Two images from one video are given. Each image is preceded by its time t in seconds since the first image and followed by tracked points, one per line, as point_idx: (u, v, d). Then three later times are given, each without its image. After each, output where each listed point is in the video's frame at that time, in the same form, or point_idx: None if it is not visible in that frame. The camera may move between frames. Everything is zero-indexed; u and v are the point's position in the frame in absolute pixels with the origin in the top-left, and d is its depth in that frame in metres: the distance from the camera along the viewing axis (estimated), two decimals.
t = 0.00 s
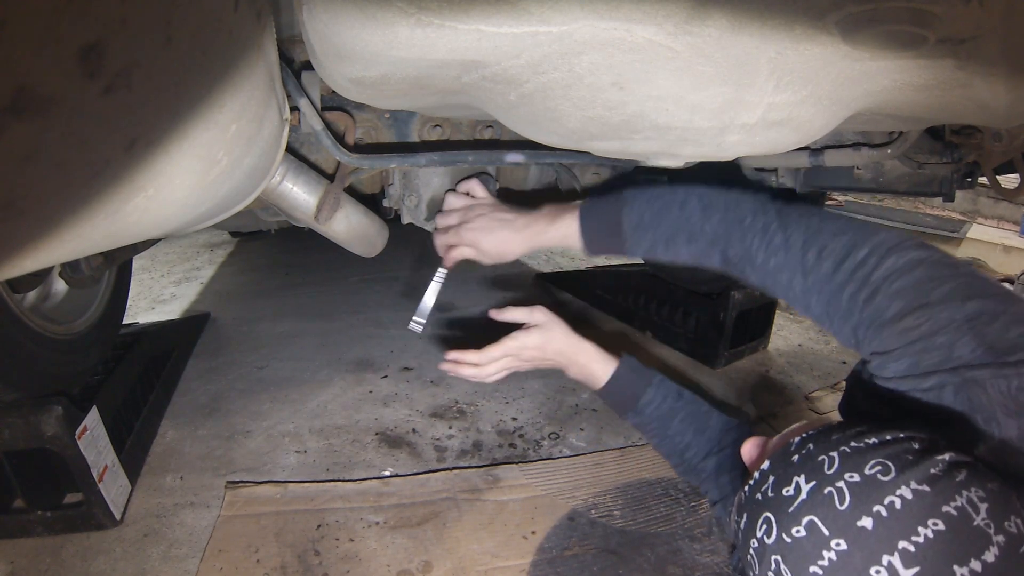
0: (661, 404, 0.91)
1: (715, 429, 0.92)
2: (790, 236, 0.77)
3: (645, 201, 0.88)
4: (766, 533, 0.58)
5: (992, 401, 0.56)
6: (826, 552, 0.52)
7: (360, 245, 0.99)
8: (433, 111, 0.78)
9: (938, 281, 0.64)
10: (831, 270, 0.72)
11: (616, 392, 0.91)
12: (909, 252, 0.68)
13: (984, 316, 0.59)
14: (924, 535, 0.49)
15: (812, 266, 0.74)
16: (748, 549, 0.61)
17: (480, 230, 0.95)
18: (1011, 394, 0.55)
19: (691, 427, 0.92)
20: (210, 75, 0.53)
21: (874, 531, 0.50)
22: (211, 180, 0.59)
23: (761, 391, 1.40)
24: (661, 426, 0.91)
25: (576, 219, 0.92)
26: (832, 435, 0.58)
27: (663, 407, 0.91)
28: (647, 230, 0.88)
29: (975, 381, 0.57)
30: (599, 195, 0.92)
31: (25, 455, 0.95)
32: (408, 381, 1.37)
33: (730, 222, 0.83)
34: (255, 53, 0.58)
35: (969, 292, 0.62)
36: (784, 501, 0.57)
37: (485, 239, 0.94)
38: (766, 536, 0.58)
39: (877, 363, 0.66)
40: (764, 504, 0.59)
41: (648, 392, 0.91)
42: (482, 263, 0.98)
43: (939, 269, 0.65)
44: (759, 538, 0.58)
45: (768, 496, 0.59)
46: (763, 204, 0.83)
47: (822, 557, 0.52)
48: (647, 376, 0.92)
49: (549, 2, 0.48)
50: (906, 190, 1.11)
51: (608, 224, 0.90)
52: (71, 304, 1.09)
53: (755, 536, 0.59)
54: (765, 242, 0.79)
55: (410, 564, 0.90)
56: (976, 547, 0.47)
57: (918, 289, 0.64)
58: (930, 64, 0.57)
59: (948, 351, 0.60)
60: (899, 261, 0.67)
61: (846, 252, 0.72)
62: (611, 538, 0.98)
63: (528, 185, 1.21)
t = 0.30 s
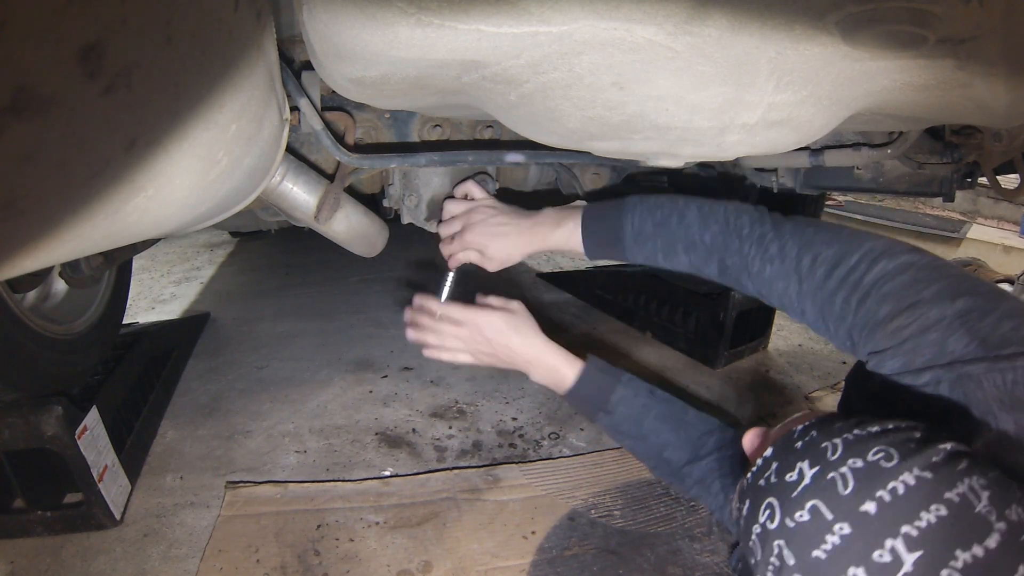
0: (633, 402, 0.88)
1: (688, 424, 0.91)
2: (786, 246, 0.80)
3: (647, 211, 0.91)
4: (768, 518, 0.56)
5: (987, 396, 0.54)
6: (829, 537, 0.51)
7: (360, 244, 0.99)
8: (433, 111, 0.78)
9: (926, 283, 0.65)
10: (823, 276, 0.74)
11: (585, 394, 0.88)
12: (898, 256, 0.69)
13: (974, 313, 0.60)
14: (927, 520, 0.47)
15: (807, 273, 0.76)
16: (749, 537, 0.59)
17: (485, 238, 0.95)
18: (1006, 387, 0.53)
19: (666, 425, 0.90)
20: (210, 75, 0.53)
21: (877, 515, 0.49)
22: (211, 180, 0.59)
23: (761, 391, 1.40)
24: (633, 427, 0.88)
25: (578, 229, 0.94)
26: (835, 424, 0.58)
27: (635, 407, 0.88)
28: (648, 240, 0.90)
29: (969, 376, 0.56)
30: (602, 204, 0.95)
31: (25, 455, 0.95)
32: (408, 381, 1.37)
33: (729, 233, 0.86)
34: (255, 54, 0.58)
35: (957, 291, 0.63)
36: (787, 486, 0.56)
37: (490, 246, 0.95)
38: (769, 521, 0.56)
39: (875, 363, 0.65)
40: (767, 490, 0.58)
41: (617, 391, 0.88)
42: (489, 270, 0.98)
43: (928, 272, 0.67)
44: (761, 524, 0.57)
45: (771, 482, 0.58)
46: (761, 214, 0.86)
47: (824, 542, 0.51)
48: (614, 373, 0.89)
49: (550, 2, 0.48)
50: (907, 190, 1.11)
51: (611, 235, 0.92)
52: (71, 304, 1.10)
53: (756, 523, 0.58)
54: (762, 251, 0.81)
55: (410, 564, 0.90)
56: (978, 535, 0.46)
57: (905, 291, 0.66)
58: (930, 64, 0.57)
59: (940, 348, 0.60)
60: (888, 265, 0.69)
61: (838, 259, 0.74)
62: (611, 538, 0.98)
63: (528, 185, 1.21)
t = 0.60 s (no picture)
0: (662, 389, 0.90)
1: (711, 420, 0.91)
2: (801, 225, 0.77)
3: (661, 187, 0.90)
4: (775, 523, 0.57)
5: (992, 395, 0.55)
6: (840, 542, 0.51)
7: (360, 245, 0.99)
8: (433, 111, 0.78)
9: (940, 274, 0.64)
10: (836, 258, 0.72)
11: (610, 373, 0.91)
12: (914, 244, 0.68)
13: (983, 308, 0.59)
14: (939, 524, 0.48)
15: (819, 254, 0.74)
16: (755, 541, 0.60)
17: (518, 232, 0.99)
18: (1009, 386, 0.54)
19: (690, 417, 0.91)
20: (210, 74, 0.53)
21: (889, 519, 0.49)
22: (211, 180, 0.59)
23: (761, 391, 1.40)
24: (660, 413, 0.91)
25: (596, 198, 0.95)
26: (843, 425, 0.57)
27: (663, 394, 0.90)
28: (660, 216, 0.90)
29: (973, 373, 0.57)
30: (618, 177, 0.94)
31: (25, 455, 0.95)
32: (408, 381, 1.37)
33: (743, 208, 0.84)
34: (255, 52, 0.58)
35: (969, 285, 0.61)
36: (794, 490, 0.56)
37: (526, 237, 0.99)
38: (776, 526, 0.57)
39: (879, 353, 0.66)
40: (773, 494, 0.58)
41: (649, 376, 0.90)
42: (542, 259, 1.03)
43: (940, 263, 0.65)
44: (768, 529, 0.57)
45: (778, 485, 0.58)
46: (779, 189, 0.82)
47: (835, 547, 0.51)
48: (649, 360, 0.91)
49: (550, 2, 0.48)
50: (907, 191, 1.13)
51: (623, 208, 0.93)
52: (70, 304, 1.10)
53: (762, 527, 0.58)
54: (776, 229, 0.79)
55: (410, 564, 0.91)
56: (990, 538, 0.46)
57: (919, 280, 0.64)
58: (930, 64, 0.57)
59: (946, 341, 0.60)
60: (904, 252, 0.67)
61: (853, 242, 0.72)
62: (611, 538, 0.98)
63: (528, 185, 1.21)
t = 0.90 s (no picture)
0: (660, 398, 0.90)
1: (710, 429, 0.90)
2: (802, 216, 0.75)
3: (656, 178, 0.88)
4: (777, 504, 0.56)
5: (991, 392, 0.57)
6: (841, 519, 0.51)
7: (360, 244, 0.99)
8: (433, 111, 0.78)
9: (945, 271, 0.63)
10: (840, 253, 0.70)
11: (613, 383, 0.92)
12: (919, 240, 0.66)
13: (987, 310, 0.59)
14: (938, 498, 0.47)
15: (821, 247, 0.72)
16: (757, 524, 0.59)
17: (513, 233, 0.99)
18: (1009, 385, 0.56)
19: (688, 426, 0.90)
20: (209, 74, 0.53)
21: (888, 495, 0.49)
22: (211, 180, 0.59)
23: (761, 391, 1.40)
24: (657, 423, 0.90)
25: (591, 196, 0.94)
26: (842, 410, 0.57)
27: (661, 405, 0.90)
28: (654, 209, 0.88)
29: (974, 371, 0.58)
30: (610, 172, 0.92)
31: (25, 454, 0.95)
32: (408, 381, 1.37)
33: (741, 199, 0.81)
34: (254, 53, 0.58)
35: (972, 284, 0.61)
36: (795, 469, 0.56)
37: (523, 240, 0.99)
38: (778, 506, 0.56)
39: (880, 350, 0.65)
40: (775, 475, 0.57)
41: (648, 386, 0.90)
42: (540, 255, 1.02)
43: (945, 260, 0.64)
44: (770, 510, 0.57)
45: (779, 466, 0.58)
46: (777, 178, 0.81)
47: (836, 523, 0.51)
48: (648, 371, 0.91)
49: (549, 2, 0.48)
50: (906, 190, 1.13)
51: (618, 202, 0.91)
52: (70, 304, 1.10)
53: (764, 509, 0.58)
54: (776, 220, 0.77)
55: (410, 564, 0.91)
56: (987, 512, 0.46)
57: (924, 278, 0.63)
58: (930, 64, 0.57)
59: (949, 342, 0.60)
60: (909, 248, 0.66)
61: (857, 236, 0.70)
62: (611, 538, 0.98)
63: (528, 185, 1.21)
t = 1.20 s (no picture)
0: (655, 404, 0.92)
1: (704, 430, 0.91)
2: (785, 237, 0.80)
3: (643, 200, 0.91)
4: (776, 507, 0.56)
5: (987, 396, 0.55)
6: (839, 522, 0.51)
7: (361, 245, 0.99)
8: (433, 111, 0.78)
9: (932, 281, 0.66)
10: (826, 269, 0.75)
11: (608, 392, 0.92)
12: (901, 252, 0.70)
13: (978, 313, 0.60)
14: (938, 502, 0.47)
15: (807, 265, 0.76)
16: (756, 527, 0.59)
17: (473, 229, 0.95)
18: (1005, 386, 0.54)
19: (683, 430, 0.91)
20: (210, 74, 0.53)
21: (888, 498, 0.49)
22: (211, 180, 0.59)
23: (761, 391, 1.40)
24: (652, 428, 0.91)
25: (572, 219, 0.94)
26: (841, 412, 0.58)
27: (656, 408, 0.91)
28: (644, 229, 0.91)
29: (969, 374, 0.56)
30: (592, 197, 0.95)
31: (25, 455, 0.95)
32: (408, 381, 1.37)
33: (729, 221, 0.86)
34: (255, 53, 0.58)
35: (961, 289, 0.63)
36: (794, 473, 0.56)
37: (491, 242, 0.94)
38: (776, 510, 0.56)
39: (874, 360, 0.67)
40: (774, 478, 0.58)
41: (641, 391, 0.92)
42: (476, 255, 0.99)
43: (933, 268, 0.67)
44: (769, 513, 0.57)
45: (779, 469, 0.58)
46: (759, 203, 0.87)
47: (835, 527, 0.51)
48: (640, 376, 0.93)
49: (549, 2, 0.48)
50: (907, 190, 1.11)
51: (606, 224, 0.93)
52: (71, 304, 1.10)
53: (763, 511, 0.58)
54: (762, 241, 0.82)
55: (410, 564, 0.90)
56: (988, 516, 0.46)
57: (909, 288, 0.66)
58: (930, 64, 0.57)
59: (942, 348, 0.61)
60: (891, 261, 0.70)
61: (840, 253, 0.74)
62: (611, 538, 0.98)
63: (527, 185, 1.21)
